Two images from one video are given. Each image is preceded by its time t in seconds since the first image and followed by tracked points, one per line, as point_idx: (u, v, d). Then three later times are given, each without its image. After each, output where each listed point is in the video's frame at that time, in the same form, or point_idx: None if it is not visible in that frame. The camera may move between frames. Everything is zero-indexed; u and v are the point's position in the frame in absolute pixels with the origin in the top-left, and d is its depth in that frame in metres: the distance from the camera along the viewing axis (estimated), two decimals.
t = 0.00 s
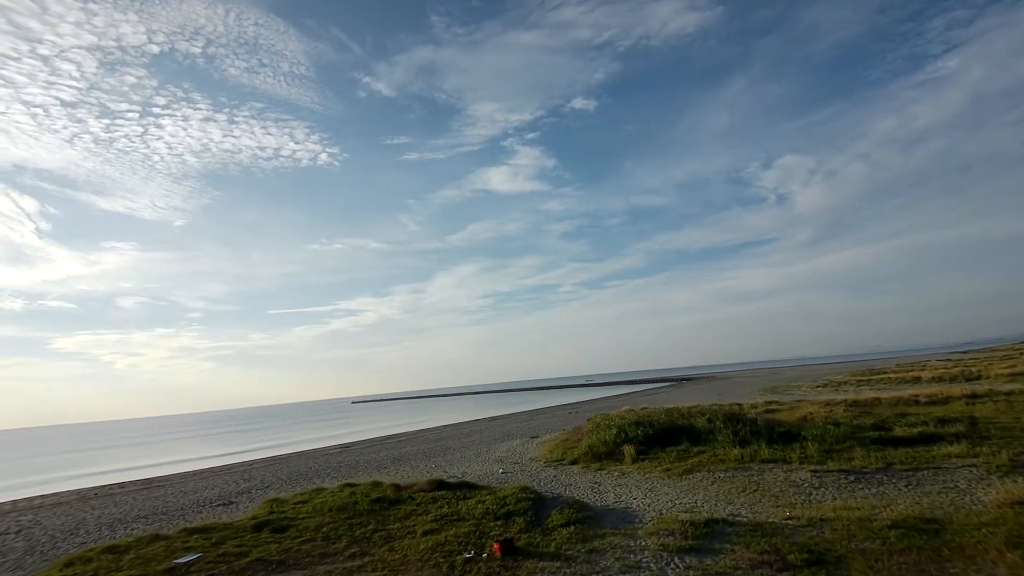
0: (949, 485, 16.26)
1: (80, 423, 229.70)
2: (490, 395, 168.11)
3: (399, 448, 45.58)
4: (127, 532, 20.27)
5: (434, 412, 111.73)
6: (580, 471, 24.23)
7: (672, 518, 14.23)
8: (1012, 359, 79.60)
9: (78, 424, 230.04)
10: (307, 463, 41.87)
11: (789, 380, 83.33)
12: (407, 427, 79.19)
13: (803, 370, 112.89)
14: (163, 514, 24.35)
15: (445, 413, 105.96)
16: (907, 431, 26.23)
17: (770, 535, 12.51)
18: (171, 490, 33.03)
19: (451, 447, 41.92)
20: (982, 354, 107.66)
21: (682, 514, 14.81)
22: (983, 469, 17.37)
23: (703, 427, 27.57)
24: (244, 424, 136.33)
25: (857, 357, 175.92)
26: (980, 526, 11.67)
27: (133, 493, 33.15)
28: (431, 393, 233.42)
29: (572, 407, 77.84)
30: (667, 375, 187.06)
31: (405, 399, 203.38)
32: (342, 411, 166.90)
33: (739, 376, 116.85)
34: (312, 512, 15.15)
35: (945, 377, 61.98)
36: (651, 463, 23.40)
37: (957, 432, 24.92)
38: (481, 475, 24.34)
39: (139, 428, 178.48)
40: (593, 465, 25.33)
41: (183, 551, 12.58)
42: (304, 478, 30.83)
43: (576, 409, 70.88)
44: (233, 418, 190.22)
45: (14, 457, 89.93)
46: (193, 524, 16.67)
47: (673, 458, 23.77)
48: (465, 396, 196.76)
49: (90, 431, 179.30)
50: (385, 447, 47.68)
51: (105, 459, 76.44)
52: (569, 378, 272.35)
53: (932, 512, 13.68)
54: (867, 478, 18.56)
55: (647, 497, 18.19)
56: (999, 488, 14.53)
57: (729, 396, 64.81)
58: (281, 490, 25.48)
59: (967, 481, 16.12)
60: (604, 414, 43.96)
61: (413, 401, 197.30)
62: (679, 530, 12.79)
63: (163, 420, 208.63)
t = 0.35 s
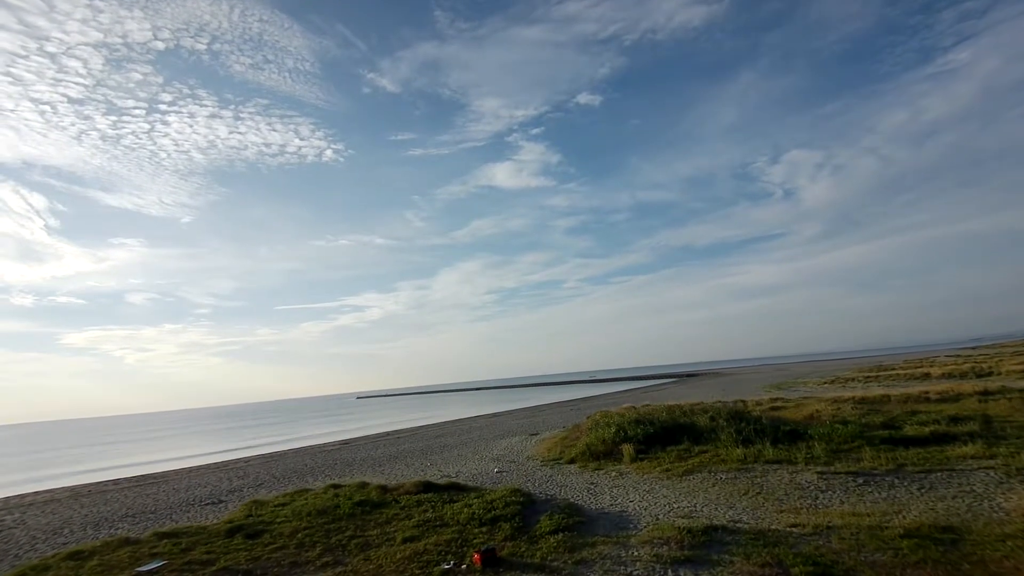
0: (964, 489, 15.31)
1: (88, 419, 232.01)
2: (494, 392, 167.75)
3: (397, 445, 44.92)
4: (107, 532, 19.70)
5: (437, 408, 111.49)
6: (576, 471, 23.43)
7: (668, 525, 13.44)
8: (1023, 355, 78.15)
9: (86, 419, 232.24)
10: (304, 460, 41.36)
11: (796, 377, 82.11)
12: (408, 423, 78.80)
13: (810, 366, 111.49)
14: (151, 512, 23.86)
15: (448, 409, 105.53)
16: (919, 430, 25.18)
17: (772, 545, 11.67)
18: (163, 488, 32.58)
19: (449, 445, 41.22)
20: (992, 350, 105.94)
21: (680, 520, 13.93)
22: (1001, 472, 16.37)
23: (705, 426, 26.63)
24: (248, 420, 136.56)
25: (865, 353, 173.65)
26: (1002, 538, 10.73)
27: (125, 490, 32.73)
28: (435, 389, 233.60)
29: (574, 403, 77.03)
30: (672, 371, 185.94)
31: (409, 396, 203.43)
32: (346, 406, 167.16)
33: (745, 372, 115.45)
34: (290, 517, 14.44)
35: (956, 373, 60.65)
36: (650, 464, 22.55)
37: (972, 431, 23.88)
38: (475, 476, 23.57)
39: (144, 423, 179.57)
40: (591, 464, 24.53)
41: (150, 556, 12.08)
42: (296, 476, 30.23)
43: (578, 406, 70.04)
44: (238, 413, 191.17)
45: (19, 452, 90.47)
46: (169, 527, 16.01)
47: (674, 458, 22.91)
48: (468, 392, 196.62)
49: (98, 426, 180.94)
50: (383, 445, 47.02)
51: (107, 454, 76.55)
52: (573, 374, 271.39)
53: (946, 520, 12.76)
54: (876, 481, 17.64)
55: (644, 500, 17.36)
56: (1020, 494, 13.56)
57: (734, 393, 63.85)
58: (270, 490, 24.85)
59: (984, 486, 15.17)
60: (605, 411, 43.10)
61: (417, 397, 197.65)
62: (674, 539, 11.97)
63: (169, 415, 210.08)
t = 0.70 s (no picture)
0: (983, 493, 14.25)
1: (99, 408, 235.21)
2: (498, 384, 167.46)
3: (394, 438, 44.32)
4: (87, 527, 19.14)
5: (440, 400, 111.28)
6: (572, 468, 22.58)
7: (662, 530, 12.57)
8: None
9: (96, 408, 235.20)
10: (300, 452, 40.88)
11: (803, 372, 80.75)
12: (410, 416, 78.50)
13: (818, 360, 109.85)
14: (138, 506, 23.42)
15: (451, 401, 105.21)
16: (932, 427, 24.06)
17: (773, 554, 10.74)
18: (155, 480, 32.17)
19: (447, 439, 40.56)
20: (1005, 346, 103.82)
21: (675, 525, 13.02)
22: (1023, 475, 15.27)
23: (707, 422, 25.63)
24: (252, 411, 137.08)
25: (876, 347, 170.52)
26: None
27: (118, 482, 32.39)
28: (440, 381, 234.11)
29: (577, 397, 76.23)
30: (677, 365, 184.64)
31: (413, 388, 203.86)
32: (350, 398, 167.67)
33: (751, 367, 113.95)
34: (263, 517, 13.69)
35: (969, 369, 59.14)
36: (648, 461, 21.65)
37: (988, 429, 22.74)
38: (467, 473, 22.78)
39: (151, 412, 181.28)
40: (587, 461, 23.67)
41: (108, 558, 11.14)
42: (288, 470, 29.65)
43: (581, 399, 69.14)
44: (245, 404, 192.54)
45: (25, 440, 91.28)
46: (141, 525, 15.32)
47: (673, 455, 21.98)
48: (473, 384, 196.63)
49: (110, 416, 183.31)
50: (381, 438, 46.47)
51: (111, 444, 76.86)
52: (579, 367, 270.77)
53: (966, 528, 11.75)
54: (887, 483, 16.61)
55: (640, 500, 16.47)
56: None
57: (740, 387, 62.70)
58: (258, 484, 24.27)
59: (1006, 490, 14.12)
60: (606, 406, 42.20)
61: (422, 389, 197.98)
62: (667, 547, 11.07)
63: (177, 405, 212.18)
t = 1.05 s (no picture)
0: (1010, 497, 13.09)
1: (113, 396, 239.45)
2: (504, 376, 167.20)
3: (395, 430, 43.83)
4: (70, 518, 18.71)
5: (446, 392, 111.12)
6: (569, 464, 21.70)
7: (657, 535, 11.60)
8: None
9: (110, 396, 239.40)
10: (300, 443, 40.53)
11: (814, 365, 79.06)
12: (414, 407, 78.26)
13: (830, 354, 107.78)
14: (128, 497, 23.05)
15: (456, 393, 104.95)
16: (951, 424, 22.79)
17: (777, 565, 9.76)
18: (151, 469, 31.92)
19: (447, 431, 39.90)
20: None
21: (672, 529, 12.04)
22: None
23: (713, 417, 24.54)
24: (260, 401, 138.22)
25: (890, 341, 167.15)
26: None
27: (114, 471, 32.19)
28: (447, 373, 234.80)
29: (582, 389, 75.35)
30: (686, 358, 183.01)
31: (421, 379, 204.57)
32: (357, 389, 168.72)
33: (761, 360, 112.08)
34: (236, 514, 12.98)
35: (988, 362, 57.19)
36: (649, 458, 20.69)
37: (1012, 427, 21.40)
38: (460, 467, 21.99)
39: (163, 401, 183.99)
40: (586, 457, 22.75)
41: (62, 559, 10.45)
42: (283, 462, 29.14)
43: (586, 392, 68.23)
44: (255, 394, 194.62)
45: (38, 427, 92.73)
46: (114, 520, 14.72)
47: (676, 452, 20.98)
48: (480, 376, 196.78)
49: (122, 404, 185.88)
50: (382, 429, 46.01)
51: (120, 432, 77.64)
52: (587, 359, 269.39)
53: (994, 538, 10.62)
54: (904, 484, 15.46)
55: (637, 500, 15.51)
56: None
57: (748, 380, 61.36)
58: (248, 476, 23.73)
59: None
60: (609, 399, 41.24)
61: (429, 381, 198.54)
62: (660, 556, 10.10)
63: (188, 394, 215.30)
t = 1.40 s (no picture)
0: None
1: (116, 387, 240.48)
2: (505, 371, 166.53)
3: (388, 424, 43.04)
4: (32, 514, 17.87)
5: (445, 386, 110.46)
6: (559, 462, 20.69)
7: (641, 545, 10.56)
8: None
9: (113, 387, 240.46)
10: (290, 437, 39.74)
11: (818, 362, 77.81)
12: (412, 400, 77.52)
13: (834, 351, 106.34)
14: (101, 492, 22.24)
15: (455, 387, 104.23)
16: (961, 424, 21.63)
17: None
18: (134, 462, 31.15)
19: (439, 426, 38.97)
20: None
21: (659, 538, 10.99)
22: None
23: (711, 415, 23.44)
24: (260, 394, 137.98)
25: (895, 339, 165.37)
26: None
27: (96, 464, 31.46)
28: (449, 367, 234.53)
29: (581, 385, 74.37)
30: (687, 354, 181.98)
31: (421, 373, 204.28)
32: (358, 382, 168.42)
33: (763, 357, 110.73)
34: (190, 515, 12.04)
35: (997, 361, 55.84)
36: (642, 457, 19.66)
37: None
38: (444, 465, 20.99)
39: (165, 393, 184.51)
40: (577, 455, 21.74)
41: None
42: (267, 457, 28.27)
43: (585, 387, 67.44)
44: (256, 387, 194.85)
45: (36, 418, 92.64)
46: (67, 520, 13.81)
47: (670, 451, 19.95)
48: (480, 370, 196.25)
49: (125, 395, 186.52)
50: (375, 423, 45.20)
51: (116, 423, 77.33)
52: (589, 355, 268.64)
53: (1015, 553, 9.54)
54: (913, 489, 14.37)
55: (625, 504, 14.46)
56: None
57: (750, 377, 60.21)
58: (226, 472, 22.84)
59: None
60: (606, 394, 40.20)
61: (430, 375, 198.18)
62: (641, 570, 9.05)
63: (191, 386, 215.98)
